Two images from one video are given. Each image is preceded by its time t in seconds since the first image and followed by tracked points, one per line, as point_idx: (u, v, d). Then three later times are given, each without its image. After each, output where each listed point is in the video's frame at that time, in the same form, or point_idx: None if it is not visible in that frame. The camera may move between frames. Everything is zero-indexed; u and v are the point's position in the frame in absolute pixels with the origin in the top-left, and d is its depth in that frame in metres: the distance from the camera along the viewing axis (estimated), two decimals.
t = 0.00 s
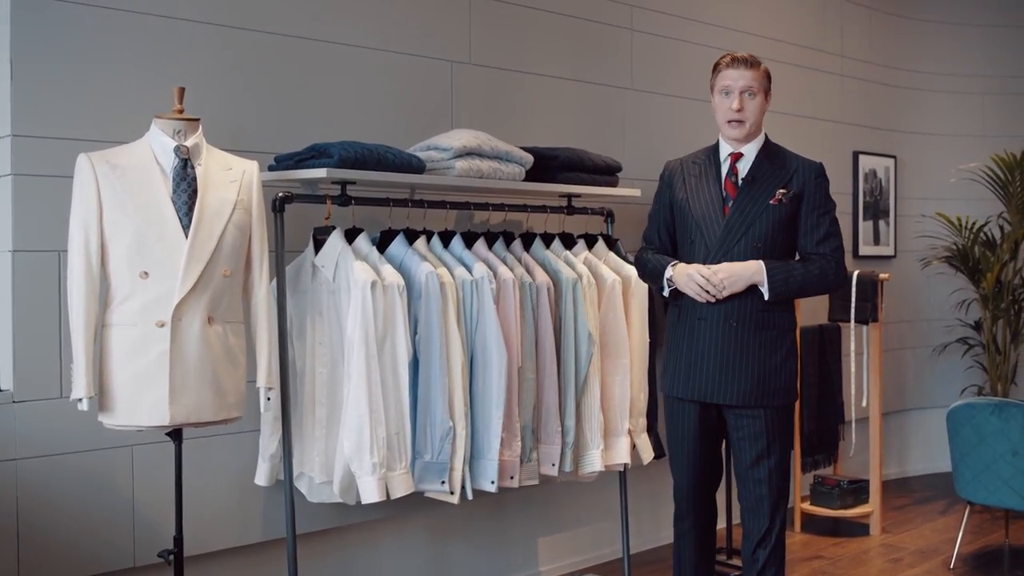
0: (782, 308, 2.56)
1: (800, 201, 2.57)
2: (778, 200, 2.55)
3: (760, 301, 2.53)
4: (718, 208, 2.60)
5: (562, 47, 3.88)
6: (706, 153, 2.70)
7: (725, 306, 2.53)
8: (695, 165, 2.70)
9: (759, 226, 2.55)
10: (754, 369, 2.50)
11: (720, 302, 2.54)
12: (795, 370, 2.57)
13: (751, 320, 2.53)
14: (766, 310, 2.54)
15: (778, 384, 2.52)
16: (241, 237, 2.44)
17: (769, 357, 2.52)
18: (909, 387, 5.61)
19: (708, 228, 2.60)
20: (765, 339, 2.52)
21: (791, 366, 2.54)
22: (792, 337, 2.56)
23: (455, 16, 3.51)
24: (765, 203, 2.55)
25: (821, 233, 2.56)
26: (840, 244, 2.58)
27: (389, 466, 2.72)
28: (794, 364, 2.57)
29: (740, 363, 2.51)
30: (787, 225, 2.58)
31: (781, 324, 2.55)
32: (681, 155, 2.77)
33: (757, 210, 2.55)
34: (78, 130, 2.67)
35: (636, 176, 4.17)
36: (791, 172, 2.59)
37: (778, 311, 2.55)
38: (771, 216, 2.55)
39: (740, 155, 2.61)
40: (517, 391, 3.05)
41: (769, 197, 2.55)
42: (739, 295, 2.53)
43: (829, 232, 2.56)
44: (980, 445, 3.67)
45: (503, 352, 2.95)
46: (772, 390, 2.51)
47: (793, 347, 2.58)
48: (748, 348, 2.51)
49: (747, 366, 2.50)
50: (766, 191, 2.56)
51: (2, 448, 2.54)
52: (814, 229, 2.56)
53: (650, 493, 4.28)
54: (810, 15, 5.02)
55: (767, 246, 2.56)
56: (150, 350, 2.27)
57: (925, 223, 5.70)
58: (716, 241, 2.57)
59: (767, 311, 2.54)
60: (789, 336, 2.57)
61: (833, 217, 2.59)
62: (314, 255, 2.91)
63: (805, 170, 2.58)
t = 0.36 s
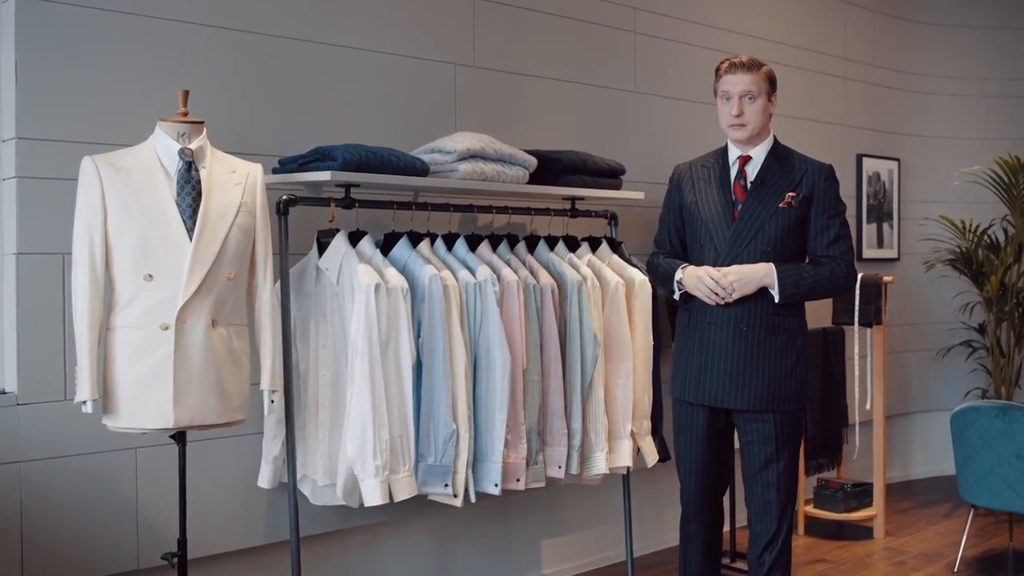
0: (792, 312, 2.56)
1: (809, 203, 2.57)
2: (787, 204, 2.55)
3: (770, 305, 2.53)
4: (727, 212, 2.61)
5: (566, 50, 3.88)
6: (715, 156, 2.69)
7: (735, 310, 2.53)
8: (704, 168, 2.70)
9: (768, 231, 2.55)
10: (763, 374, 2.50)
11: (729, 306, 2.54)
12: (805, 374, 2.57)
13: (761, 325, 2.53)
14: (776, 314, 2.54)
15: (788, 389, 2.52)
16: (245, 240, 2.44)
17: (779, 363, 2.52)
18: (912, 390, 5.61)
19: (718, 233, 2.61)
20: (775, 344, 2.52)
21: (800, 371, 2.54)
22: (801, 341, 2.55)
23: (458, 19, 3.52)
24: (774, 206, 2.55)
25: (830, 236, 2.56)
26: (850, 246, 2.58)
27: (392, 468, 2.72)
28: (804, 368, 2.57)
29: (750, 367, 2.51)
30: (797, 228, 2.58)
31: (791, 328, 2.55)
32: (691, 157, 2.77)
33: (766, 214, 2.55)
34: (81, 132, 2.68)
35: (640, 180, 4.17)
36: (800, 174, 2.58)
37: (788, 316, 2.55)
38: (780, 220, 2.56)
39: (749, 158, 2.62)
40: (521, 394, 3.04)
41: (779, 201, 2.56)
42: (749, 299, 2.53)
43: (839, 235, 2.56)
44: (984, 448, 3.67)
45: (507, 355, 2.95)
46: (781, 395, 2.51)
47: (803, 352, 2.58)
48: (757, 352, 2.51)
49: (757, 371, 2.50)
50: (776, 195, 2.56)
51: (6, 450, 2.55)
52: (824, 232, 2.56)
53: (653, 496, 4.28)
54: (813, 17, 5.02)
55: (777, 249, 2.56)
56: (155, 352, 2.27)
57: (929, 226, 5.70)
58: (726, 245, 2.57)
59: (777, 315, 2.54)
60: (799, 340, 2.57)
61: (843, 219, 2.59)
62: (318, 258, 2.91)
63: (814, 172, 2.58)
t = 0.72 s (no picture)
0: (797, 318, 2.55)
1: (810, 207, 2.54)
2: (784, 210, 2.53)
3: (774, 312, 2.52)
4: (729, 218, 2.63)
5: (567, 54, 3.89)
6: (722, 162, 2.72)
7: (738, 317, 2.53)
8: (710, 174, 2.73)
9: (766, 238, 2.55)
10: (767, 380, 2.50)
11: (734, 313, 2.54)
12: (810, 380, 2.56)
13: (763, 331, 2.52)
14: (779, 320, 2.52)
15: (792, 395, 2.52)
16: (247, 245, 2.44)
17: (783, 369, 2.51)
18: (915, 394, 5.60)
19: (719, 240, 2.64)
20: (779, 350, 2.52)
21: (803, 377, 2.53)
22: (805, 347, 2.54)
23: (459, 23, 3.52)
24: (772, 212, 2.54)
25: (833, 239, 2.51)
26: (856, 249, 2.53)
27: (394, 473, 2.72)
28: (809, 373, 2.56)
29: (753, 374, 2.51)
30: (800, 233, 2.56)
31: (794, 334, 2.53)
32: (705, 163, 2.80)
33: (763, 221, 2.55)
34: (84, 137, 2.68)
35: (641, 184, 4.16)
36: (801, 178, 2.55)
37: (793, 322, 2.54)
38: (780, 226, 2.54)
39: (750, 164, 2.62)
40: (525, 398, 3.04)
41: (776, 207, 2.54)
42: (752, 306, 2.52)
43: (843, 238, 2.52)
44: (985, 452, 3.66)
45: (509, 359, 2.95)
46: (784, 401, 2.51)
47: (809, 357, 2.57)
48: (758, 358, 2.51)
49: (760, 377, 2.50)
50: (773, 201, 2.55)
51: (7, 456, 2.54)
52: (827, 236, 2.52)
53: (655, 501, 4.27)
54: (814, 21, 5.02)
55: (778, 255, 2.55)
56: (157, 357, 2.27)
57: (931, 229, 5.70)
58: (727, 256, 2.60)
59: (781, 321, 2.53)
60: (804, 346, 2.56)
61: (848, 221, 2.54)
62: (319, 263, 2.92)
63: (815, 175, 2.54)
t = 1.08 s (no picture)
0: (786, 316, 2.53)
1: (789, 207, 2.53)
2: (760, 210, 2.56)
3: (757, 311, 2.54)
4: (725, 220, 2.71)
5: (571, 53, 3.88)
6: (731, 165, 2.78)
7: (727, 317, 2.60)
8: (721, 178, 2.81)
9: (746, 238, 2.59)
10: (754, 379, 2.53)
11: (725, 313, 2.60)
12: (804, 379, 2.53)
13: (748, 330, 2.55)
14: (764, 319, 2.53)
15: (780, 394, 2.50)
16: (251, 244, 2.44)
17: (769, 368, 2.51)
18: (919, 393, 5.59)
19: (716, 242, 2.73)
20: (765, 349, 2.52)
21: (791, 377, 2.50)
22: (793, 346, 2.51)
23: (462, 22, 3.51)
24: (751, 213, 2.58)
25: (812, 238, 2.48)
26: (840, 248, 2.46)
27: (400, 472, 2.72)
28: (803, 372, 2.52)
29: (741, 373, 2.55)
30: (783, 232, 2.55)
31: (781, 333, 2.52)
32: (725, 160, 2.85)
33: (743, 222, 2.59)
34: (88, 137, 2.68)
35: (645, 182, 4.16)
36: (784, 177, 2.54)
37: (779, 320, 2.52)
38: (759, 226, 2.57)
39: (745, 164, 2.66)
40: (529, 397, 3.04)
41: (755, 208, 2.58)
42: (737, 306, 2.57)
43: (823, 237, 2.47)
44: (990, 450, 3.65)
45: (514, 358, 2.94)
46: (772, 401, 2.51)
47: (803, 356, 2.53)
48: (742, 358, 2.55)
49: (747, 376, 2.54)
50: (753, 202, 2.59)
51: (12, 456, 2.54)
52: (806, 236, 2.49)
53: (659, 501, 4.27)
54: (817, 20, 5.01)
55: (760, 255, 2.57)
56: (162, 356, 2.27)
57: (935, 228, 5.69)
58: (714, 254, 2.69)
59: (766, 320, 2.53)
60: (796, 345, 2.53)
61: (831, 219, 2.48)
62: (323, 262, 2.91)
63: (796, 175, 2.52)
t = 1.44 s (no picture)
0: (767, 312, 2.57)
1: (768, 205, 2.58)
2: (741, 207, 2.63)
3: (738, 307, 2.60)
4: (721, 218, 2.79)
5: (574, 52, 3.88)
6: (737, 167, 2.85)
7: (716, 314, 2.67)
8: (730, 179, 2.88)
9: (730, 234, 2.67)
10: (738, 374, 2.59)
11: (714, 310, 2.68)
12: (787, 374, 2.55)
13: (733, 326, 2.62)
14: (747, 315, 2.59)
15: (761, 389, 2.55)
16: (255, 243, 2.44)
17: (751, 363, 2.57)
18: (922, 392, 5.59)
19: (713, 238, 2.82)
20: (747, 345, 2.58)
21: (774, 372, 2.54)
22: (775, 342, 2.55)
23: (465, 21, 3.51)
24: (735, 210, 2.66)
25: (786, 235, 2.52)
26: (811, 247, 2.49)
27: (402, 471, 2.72)
28: (785, 367, 2.55)
29: (727, 368, 2.63)
30: (764, 230, 2.61)
31: (764, 329, 2.56)
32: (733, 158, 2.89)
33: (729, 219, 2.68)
34: (91, 136, 2.68)
35: (648, 181, 4.16)
36: (766, 177, 2.59)
37: (760, 316, 2.57)
38: (742, 223, 2.64)
39: (743, 163, 2.70)
40: (531, 396, 3.04)
41: (738, 205, 2.65)
42: (723, 302, 2.65)
43: (795, 236, 2.50)
44: (994, 450, 3.65)
45: (517, 357, 2.94)
46: (753, 396, 2.57)
47: (788, 351, 2.56)
48: (728, 352, 2.62)
49: (731, 372, 2.61)
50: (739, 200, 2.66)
51: (15, 454, 2.55)
52: (780, 234, 2.53)
53: (661, 500, 4.26)
54: (821, 19, 5.00)
55: (741, 251, 2.64)
56: (165, 355, 2.27)
57: (938, 227, 5.68)
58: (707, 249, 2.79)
59: (748, 316, 2.58)
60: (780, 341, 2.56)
61: (806, 218, 2.50)
62: (327, 261, 2.91)
63: (776, 174, 2.56)
